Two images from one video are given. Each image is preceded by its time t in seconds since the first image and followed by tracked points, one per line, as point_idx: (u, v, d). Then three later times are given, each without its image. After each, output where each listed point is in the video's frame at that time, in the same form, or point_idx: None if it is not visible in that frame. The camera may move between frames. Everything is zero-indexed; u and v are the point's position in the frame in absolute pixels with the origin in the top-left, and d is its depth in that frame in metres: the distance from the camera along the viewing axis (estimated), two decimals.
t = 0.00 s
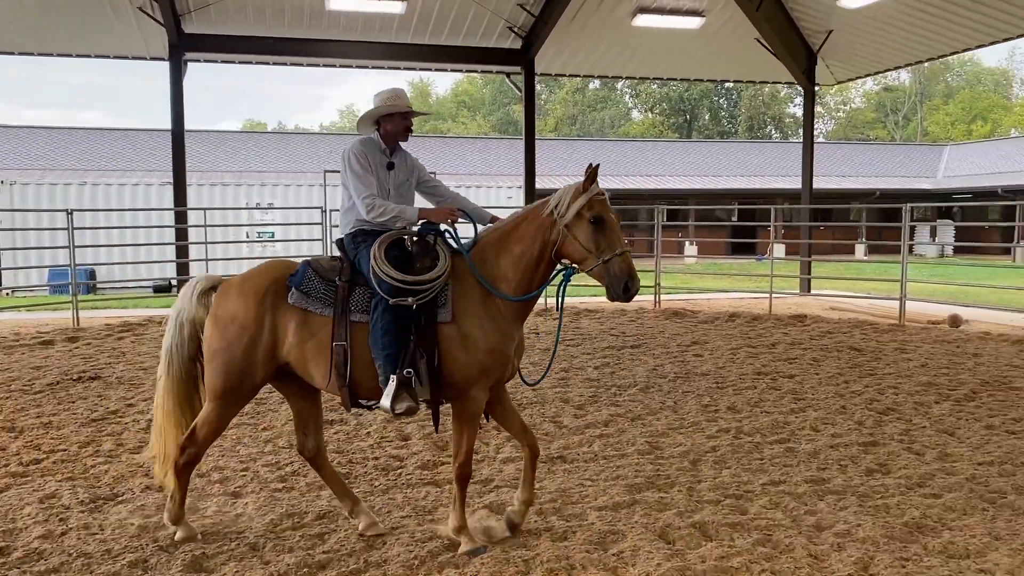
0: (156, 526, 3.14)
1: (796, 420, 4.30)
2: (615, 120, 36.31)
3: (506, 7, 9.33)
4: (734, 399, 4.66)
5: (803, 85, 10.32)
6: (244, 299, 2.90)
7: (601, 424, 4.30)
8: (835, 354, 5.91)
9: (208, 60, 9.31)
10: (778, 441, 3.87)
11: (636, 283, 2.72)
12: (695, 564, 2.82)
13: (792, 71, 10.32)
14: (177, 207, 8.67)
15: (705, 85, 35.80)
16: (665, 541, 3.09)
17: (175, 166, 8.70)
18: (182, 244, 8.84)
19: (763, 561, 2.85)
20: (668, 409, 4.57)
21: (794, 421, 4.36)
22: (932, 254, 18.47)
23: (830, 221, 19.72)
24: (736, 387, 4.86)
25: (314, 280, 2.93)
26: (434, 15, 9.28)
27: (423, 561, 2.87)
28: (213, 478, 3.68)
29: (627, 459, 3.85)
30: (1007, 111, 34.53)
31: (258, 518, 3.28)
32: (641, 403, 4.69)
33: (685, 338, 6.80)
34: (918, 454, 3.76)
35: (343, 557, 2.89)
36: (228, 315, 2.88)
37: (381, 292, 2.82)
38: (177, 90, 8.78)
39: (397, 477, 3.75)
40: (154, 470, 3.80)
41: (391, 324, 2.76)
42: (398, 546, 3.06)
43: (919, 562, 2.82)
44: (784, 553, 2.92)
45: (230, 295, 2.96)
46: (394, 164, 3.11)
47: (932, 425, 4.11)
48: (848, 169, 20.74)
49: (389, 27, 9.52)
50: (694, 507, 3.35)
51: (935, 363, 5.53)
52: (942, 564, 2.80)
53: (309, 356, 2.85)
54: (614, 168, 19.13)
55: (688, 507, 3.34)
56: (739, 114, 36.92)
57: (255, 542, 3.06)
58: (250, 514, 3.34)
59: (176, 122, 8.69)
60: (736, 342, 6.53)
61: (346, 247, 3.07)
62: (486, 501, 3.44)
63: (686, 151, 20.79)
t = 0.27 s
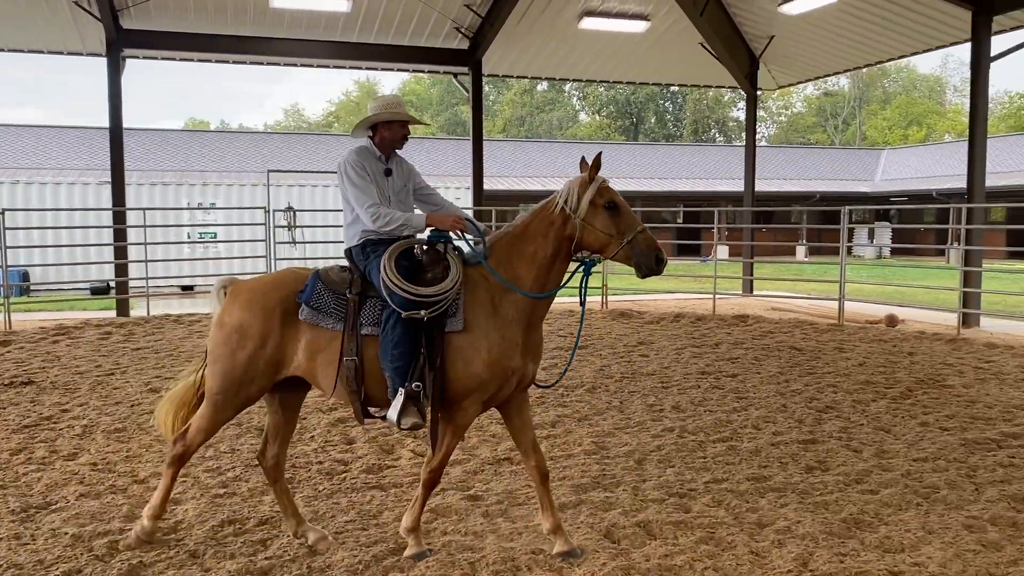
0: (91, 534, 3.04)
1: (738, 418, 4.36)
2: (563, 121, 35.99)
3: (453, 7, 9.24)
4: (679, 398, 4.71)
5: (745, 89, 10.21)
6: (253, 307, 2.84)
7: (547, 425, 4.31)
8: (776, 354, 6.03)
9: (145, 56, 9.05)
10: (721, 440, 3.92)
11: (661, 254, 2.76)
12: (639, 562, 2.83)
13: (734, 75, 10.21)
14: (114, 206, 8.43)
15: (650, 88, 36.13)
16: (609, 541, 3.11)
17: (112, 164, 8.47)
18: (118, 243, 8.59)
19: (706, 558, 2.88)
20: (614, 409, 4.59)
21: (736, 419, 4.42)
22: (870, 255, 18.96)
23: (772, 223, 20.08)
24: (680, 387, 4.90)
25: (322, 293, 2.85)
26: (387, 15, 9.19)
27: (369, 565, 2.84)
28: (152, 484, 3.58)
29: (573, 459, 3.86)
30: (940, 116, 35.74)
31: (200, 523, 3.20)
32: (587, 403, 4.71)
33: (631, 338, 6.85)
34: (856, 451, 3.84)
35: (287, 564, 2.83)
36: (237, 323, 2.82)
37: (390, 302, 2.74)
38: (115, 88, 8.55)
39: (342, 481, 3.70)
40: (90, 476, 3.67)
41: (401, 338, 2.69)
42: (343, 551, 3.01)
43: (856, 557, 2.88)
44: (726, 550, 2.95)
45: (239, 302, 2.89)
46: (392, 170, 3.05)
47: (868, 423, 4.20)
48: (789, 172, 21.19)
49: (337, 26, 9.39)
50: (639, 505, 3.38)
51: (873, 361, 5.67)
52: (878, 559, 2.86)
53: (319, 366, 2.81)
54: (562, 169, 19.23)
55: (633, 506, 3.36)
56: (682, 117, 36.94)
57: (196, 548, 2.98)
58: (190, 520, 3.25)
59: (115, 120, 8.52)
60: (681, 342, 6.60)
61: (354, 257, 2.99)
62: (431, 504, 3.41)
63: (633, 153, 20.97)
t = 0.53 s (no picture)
0: (25, 545, 2.93)
1: (686, 419, 4.41)
2: (514, 125, 36.98)
3: (403, 10, 9.12)
4: (628, 401, 4.74)
5: (693, 95, 10.30)
6: (263, 302, 2.94)
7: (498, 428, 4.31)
8: (723, 355, 6.12)
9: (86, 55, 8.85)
10: (669, 441, 3.95)
11: (675, 261, 2.85)
12: (588, 564, 2.84)
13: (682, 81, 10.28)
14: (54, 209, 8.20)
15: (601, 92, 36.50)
16: (559, 542, 3.11)
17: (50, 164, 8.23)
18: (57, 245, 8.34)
19: (654, 558, 2.90)
20: (564, 412, 4.60)
21: (684, 420, 4.47)
22: (815, 257, 19.42)
23: (720, 226, 20.43)
24: (629, 389, 4.94)
25: (338, 288, 2.88)
26: (344, 18, 9.09)
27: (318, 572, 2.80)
28: (91, 494, 3.48)
29: (523, 462, 3.87)
30: (880, 122, 36.95)
31: (142, 532, 3.12)
32: (538, 406, 4.72)
33: (582, 341, 6.89)
34: (800, 450, 3.91)
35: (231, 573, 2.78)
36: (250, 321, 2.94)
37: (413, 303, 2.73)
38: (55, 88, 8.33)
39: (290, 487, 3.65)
40: (24, 486, 3.55)
41: (421, 337, 2.68)
42: (290, 557, 2.96)
43: (799, 555, 2.92)
44: (673, 550, 2.98)
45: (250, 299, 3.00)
46: (402, 166, 3.05)
47: (812, 422, 4.28)
48: (735, 177, 21.62)
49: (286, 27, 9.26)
50: (589, 507, 3.39)
51: (816, 362, 5.79)
52: (821, 556, 2.91)
53: (336, 356, 2.88)
54: (514, 172, 19.33)
55: (583, 508, 3.37)
56: (633, 122, 37.66)
57: (137, 558, 2.90)
58: (131, 529, 3.17)
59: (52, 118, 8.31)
60: (631, 344, 6.67)
61: (370, 252, 2.98)
62: (380, 509, 3.37)
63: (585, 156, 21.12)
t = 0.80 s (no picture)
0: None
1: (638, 421, 4.43)
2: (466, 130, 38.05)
3: (354, 14, 9.02)
4: (580, 405, 4.75)
5: (643, 100, 10.31)
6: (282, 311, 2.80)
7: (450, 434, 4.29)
8: (673, 358, 6.19)
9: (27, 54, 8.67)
10: (619, 444, 3.97)
11: (699, 263, 3.02)
12: (539, 568, 2.84)
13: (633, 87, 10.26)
14: None
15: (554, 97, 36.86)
16: (510, 547, 3.11)
17: None
18: None
19: (604, 561, 2.91)
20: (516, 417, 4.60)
21: (635, 422, 4.49)
22: (763, 261, 19.81)
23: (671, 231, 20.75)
24: (581, 393, 4.96)
25: (364, 298, 2.81)
26: (303, 20, 8.99)
27: None
28: (28, 505, 3.36)
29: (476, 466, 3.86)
30: (827, 129, 37.96)
31: (82, 544, 3.02)
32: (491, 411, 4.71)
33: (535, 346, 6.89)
34: (748, 451, 3.96)
35: None
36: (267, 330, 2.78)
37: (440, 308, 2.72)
38: None
39: (236, 495, 3.58)
40: None
41: (452, 341, 2.66)
42: (238, 566, 2.90)
43: (746, 555, 2.96)
44: (623, 553, 3.00)
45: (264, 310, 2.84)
46: (425, 174, 3.01)
47: (760, 424, 4.35)
48: (683, 182, 22.01)
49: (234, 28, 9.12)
50: (540, 511, 3.38)
51: (764, 364, 5.89)
52: (768, 556, 2.95)
53: (362, 368, 2.78)
54: (465, 176, 19.41)
55: (534, 512, 3.36)
56: (586, 127, 38.18)
57: (77, 569, 2.81)
58: (72, 540, 3.07)
59: None
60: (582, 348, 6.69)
61: (392, 260, 2.93)
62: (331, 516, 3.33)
63: (541, 161, 21.25)
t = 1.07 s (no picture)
0: None
1: (593, 424, 4.46)
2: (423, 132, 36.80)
3: (307, 16, 8.95)
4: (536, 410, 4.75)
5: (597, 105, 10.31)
6: (319, 311, 2.72)
7: (405, 439, 4.25)
8: (628, 362, 6.22)
9: None
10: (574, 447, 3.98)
11: (706, 250, 3.13)
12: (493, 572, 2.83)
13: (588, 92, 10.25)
14: None
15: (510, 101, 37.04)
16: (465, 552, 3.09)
17: None
18: None
19: (559, 565, 2.90)
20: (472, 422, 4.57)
21: (590, 426, 4.50)
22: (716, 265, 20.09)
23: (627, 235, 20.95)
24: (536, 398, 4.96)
25: (406, 302, 2.80)
26: (254, 22, 8.91)
27: None
28: None
29: (431, 471, 3.84)
30: (778, 135, 38.67)
31: (23, 555, 2.93)
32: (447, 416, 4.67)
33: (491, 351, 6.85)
34: (701, 453, 4.01)
35: None
36: (302, 330, 2.68)
37: (488, 312, 2.78)
38: None
39: (185, 504, 3.51)
40: None
41: (501, 346, 2.73)
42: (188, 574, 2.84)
43: (699, 556, 2.98)
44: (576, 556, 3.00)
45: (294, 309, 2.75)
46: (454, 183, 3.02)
47: (714, 425, 4.40)
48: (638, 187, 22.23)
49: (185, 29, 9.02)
50: (495, 516, 3.38)
51: (717, 366, 5.96)
52: (720, 556, 2.98)
53: (401, 371, 2.75)
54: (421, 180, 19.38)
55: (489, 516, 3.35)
56: (541, 132, 38.44)
57: None
58: (13, 551, 2.97)
59: None
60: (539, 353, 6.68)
61: (429, 266, 2.95)
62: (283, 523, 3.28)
63: (496, 165, 21.25)
